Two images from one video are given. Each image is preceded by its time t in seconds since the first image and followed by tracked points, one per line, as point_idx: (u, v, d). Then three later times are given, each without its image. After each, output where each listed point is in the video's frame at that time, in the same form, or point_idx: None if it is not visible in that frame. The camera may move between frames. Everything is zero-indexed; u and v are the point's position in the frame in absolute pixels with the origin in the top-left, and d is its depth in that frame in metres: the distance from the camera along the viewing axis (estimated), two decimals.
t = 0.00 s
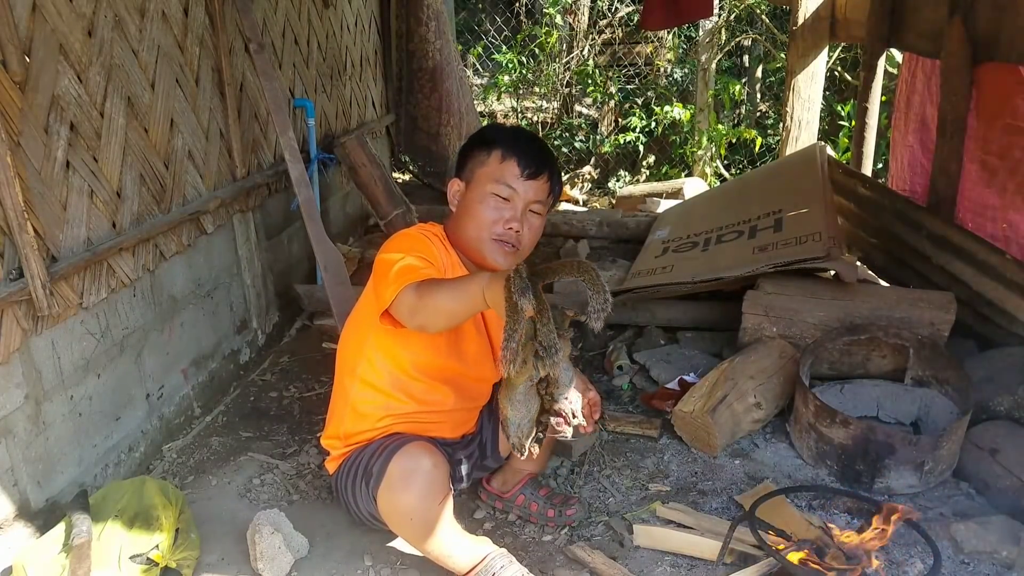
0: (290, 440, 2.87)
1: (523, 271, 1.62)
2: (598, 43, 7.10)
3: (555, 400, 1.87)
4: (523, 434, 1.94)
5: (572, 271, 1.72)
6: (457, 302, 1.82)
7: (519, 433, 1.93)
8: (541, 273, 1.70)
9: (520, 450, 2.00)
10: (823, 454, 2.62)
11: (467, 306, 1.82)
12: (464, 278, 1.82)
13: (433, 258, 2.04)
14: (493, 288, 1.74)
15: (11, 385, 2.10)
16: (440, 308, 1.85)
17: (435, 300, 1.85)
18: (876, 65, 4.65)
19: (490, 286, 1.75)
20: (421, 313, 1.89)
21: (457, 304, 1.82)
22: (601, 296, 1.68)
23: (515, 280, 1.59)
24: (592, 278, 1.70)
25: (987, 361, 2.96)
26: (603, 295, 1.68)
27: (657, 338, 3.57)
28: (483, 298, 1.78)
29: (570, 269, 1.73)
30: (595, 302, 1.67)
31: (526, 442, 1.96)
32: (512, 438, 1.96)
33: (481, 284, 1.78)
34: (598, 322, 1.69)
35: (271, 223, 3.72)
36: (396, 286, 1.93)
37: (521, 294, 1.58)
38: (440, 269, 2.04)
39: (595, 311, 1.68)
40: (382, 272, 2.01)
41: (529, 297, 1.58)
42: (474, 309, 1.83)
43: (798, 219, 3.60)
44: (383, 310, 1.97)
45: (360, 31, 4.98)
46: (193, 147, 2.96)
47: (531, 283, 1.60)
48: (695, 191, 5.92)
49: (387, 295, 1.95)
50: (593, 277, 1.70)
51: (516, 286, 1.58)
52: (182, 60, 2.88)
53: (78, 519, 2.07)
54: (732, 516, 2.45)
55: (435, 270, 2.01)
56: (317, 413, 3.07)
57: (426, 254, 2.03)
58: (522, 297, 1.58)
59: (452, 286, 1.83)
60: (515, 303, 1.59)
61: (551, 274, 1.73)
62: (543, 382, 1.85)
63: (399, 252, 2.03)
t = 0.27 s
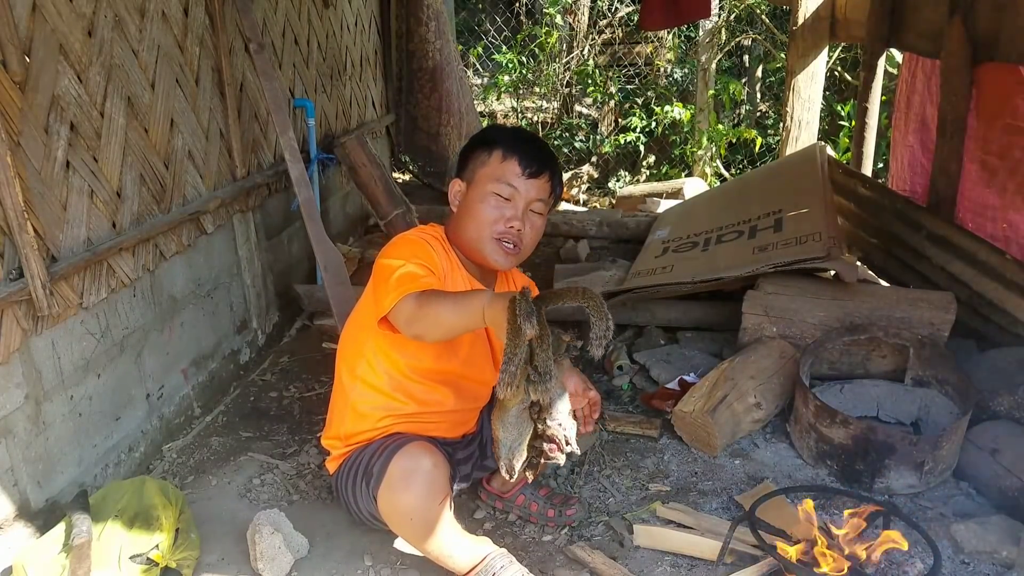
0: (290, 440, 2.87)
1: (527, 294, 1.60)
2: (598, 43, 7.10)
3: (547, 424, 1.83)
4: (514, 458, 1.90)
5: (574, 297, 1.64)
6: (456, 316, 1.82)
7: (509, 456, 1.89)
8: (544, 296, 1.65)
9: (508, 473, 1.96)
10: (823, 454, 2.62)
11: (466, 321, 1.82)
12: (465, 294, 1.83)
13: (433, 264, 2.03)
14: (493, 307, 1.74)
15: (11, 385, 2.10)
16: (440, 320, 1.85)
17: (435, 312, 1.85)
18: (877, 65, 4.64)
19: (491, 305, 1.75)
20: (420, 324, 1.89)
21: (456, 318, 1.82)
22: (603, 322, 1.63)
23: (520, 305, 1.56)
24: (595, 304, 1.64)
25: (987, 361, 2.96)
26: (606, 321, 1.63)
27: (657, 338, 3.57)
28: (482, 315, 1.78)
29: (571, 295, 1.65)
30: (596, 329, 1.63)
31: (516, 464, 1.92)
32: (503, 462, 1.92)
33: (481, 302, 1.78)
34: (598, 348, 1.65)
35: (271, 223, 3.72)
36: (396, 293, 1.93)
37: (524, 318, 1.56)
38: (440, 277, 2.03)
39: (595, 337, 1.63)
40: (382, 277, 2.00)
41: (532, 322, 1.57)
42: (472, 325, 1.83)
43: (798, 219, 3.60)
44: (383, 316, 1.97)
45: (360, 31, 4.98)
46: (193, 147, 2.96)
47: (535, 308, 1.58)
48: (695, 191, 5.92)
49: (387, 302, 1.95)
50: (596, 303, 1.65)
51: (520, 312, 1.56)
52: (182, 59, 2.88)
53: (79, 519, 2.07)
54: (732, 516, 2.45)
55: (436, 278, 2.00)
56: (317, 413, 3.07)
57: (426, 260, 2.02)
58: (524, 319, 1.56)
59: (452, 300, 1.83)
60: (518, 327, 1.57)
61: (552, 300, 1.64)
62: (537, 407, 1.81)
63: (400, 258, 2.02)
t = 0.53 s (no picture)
0: (291, 440, 2.87)
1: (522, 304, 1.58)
2: (598, 43, 7.10)
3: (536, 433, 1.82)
4: (501, 462, 1.90)
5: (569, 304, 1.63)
6: (451, 322, 1.82)
7: (496, 461, 1.89)
8: (539, 304, 1.63)
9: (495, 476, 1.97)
10: (823, 454, 2.62)
11: (461, 326, 1.82)
12: (459, 300, 1.83)
13: (429, 267, 2.03)
14: (487, 314, 1.74)
15: (11, 385, 2.10)
16: (435, 325, 1.85)
17: (430, 317, 1.85)
18: (877, 65, 4.64)
19: (485, 311, 1.75)
20: (415, 329, 1.88)
21: (451, 324, 1.82)
22: (596, 333, 1.62)
23: (516, 317, 1.54)
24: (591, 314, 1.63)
25: (987, 361, 2.96)
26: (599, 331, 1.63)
27: (657, 338, 3.57)
28: (476, 321, 1.78)
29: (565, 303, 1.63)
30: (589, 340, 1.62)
31: (504, 469, 1.93)
32: (492, 466, 1.92)
33: (476, 309, 1.78)
34: (592, 357, 1.64)
35: (272, 223, 3.72)
36: (392, 297, 1.93)
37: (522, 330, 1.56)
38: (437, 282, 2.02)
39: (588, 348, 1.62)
40: (379, 280, 2.00)
41: (529, 333, 1.56)
42: (468, 331, 1.83)
43: (798, 219, 3.60)
44: (379, 319, 1.97)
45: (360, 31, 4.98)
46: (193, 147, 2.96)
47: (532, 319, 1.57)
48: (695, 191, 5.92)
49: (383, 305, 1.95)
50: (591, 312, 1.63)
51: (517, 324, 1.55)
52: (182, 60, 2.88)
53: (79, 519, 2.07)
54: (732, 516, 2.45)
55: (432, 282, 2.00)
56: (317, 414, 3.07)
57: (422, 262, 2.02)
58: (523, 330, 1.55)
59: (448, 306, 1.83)
60: (513, 337, 1.57)
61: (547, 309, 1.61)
62: (528, 416, 1.79)
63: (397, 261, 2.01)
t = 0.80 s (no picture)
0: (291, 440, 2.87)
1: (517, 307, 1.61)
2: (598, 43, 7.10)
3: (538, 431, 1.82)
4: (507, 463, 1.90)
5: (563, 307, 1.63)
6: (448, 324, 1.82)
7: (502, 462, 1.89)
8: (534, 306, 1.65)
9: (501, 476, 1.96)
10: (823, 454, 2.62)
11: (459, 328, 1.82)
12: (456, 302, 1.83)
13: (427, 270, 2.03)
14: (484, 314, 1.74)
15: (11, 385, 2.10)
16: (434, 327, 1.86)
17: (429, 319, 1.85)
18: (877, 65, 4.64)
19: (482, 312, 1.75)
20: (413, 331, 1.89)
21: (449, 326, 1.83)
22: (593, 333, 1.62)
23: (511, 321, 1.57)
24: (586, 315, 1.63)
25: (987, 361, 2.96)
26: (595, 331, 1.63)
27: (657, 338, 3.57)
28: (474, 322, 1.78)
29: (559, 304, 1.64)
30: (585, 341, 1.62)
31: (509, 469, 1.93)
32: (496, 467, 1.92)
33: (473, 309, 1.78)
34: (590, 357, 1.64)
35: (272, 223, 3.72)
36: (390, 299, 1.93)
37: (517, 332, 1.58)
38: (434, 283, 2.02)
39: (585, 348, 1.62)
40: (377, 282, 2.00)
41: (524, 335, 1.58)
42: (466, 332, 1.83)
43: (798, 219, 3.60)
44: (377, 321, 1.97)
45: (359, 31, 4.98)
46: (193, 147, 2.96)
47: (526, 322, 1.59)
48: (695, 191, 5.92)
49: (381, 307, 1.95)
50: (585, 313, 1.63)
51: (512, 326, 1.58)
52: (182, 60, 2.88)
53: (78, 519, 2.07)
54: (732, 516, 2.45)
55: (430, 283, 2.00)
56: (316, 414, 3.07)
57: (420, 264, 2.02)
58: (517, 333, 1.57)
59: (445, 307, 1.83)
60: (510, 340, 1.59)
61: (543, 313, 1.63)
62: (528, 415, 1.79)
63: (395, 263, 2.02)
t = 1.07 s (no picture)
0: (291, 440, 2.87)
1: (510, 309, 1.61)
2: (598, 43, 7.10)
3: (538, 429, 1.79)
4: (506, 462, 1.84)
5: (556, 301, 1.58)
6: (446, 324, 1.82)
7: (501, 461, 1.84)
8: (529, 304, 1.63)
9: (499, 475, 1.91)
10: (823, 454, 2.62)
11: (458, 328, 1.82)
12: (455, 300, 1.83)
13: (426, 270, 2.03)
14: (482, 313, 1.74)
15: (11, 385, 2.10)
16: (432, 327, 1.85)
17: (427, 320, 1.85)
18: (877, 65, 4.64)
19: (480, 310, 1.75)
20: (412, 332, 1.89)
21: (447, 327, 1.82)
22: (586, 327, 1.56)
23: (502, 324, 1.57)
24: (579, 309, 1.57)
25: (987, 361, 2.96)
26: (590, 325, 1.57)
27: (657, 338, 3.57)
28: (472, 322, 1.78)
29: (553, 299, 1.58)
30: (579, 334, 1.56)
31: (509, 468, 1.88)
32: (497, 465, 1.87)
33: (471, 309, 1.78)
34: (586, 351, 1.57)
35: (272, 223, 3.72)
36: (390, 300, 1.93)
37: (508, 336, 1.58)
38: (433, 283, 2.02)
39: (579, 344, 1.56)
40: (376, 283, 2.00)
41: (515, 337, 1.58)
42: (465, 333, 1.83)
43: (797, 219, 3.60)
44: (377, 322, 1.97)
45: (359, 31, 4.98)
46: (193, 147, 2.96)
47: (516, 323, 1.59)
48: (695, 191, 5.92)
49: (381, 308, 1.95)
50: (580, 308, 1.57)
51: (502, 329, 1.58)
52: (182, 60, 2.88)
53: (79, 519, 2.07)
54: (732, 516, 2.45)
55: (430, 283, 2.00)
56: (316, 414, 3.07)
57: (420, 265, 2.02)
58: (507, 337, 1.58)
59: (443, 307, 1.83)
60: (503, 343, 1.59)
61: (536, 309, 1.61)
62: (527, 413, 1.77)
63: (394, 264, 2.01)
